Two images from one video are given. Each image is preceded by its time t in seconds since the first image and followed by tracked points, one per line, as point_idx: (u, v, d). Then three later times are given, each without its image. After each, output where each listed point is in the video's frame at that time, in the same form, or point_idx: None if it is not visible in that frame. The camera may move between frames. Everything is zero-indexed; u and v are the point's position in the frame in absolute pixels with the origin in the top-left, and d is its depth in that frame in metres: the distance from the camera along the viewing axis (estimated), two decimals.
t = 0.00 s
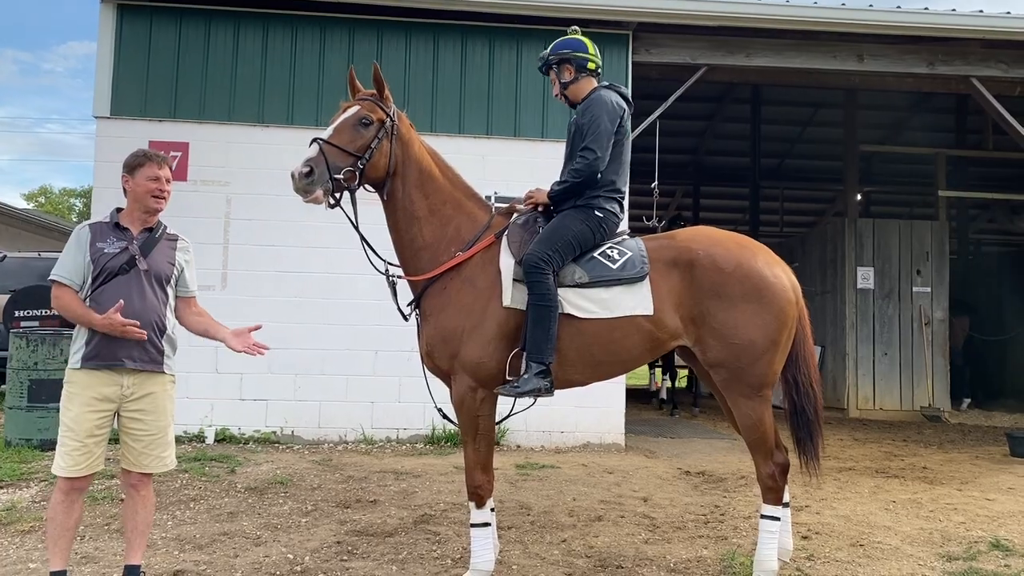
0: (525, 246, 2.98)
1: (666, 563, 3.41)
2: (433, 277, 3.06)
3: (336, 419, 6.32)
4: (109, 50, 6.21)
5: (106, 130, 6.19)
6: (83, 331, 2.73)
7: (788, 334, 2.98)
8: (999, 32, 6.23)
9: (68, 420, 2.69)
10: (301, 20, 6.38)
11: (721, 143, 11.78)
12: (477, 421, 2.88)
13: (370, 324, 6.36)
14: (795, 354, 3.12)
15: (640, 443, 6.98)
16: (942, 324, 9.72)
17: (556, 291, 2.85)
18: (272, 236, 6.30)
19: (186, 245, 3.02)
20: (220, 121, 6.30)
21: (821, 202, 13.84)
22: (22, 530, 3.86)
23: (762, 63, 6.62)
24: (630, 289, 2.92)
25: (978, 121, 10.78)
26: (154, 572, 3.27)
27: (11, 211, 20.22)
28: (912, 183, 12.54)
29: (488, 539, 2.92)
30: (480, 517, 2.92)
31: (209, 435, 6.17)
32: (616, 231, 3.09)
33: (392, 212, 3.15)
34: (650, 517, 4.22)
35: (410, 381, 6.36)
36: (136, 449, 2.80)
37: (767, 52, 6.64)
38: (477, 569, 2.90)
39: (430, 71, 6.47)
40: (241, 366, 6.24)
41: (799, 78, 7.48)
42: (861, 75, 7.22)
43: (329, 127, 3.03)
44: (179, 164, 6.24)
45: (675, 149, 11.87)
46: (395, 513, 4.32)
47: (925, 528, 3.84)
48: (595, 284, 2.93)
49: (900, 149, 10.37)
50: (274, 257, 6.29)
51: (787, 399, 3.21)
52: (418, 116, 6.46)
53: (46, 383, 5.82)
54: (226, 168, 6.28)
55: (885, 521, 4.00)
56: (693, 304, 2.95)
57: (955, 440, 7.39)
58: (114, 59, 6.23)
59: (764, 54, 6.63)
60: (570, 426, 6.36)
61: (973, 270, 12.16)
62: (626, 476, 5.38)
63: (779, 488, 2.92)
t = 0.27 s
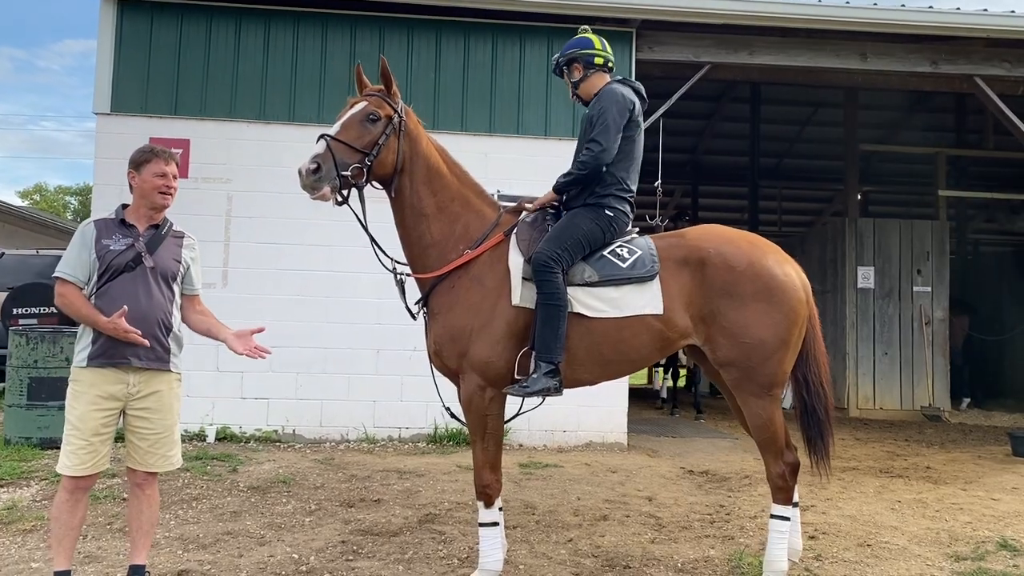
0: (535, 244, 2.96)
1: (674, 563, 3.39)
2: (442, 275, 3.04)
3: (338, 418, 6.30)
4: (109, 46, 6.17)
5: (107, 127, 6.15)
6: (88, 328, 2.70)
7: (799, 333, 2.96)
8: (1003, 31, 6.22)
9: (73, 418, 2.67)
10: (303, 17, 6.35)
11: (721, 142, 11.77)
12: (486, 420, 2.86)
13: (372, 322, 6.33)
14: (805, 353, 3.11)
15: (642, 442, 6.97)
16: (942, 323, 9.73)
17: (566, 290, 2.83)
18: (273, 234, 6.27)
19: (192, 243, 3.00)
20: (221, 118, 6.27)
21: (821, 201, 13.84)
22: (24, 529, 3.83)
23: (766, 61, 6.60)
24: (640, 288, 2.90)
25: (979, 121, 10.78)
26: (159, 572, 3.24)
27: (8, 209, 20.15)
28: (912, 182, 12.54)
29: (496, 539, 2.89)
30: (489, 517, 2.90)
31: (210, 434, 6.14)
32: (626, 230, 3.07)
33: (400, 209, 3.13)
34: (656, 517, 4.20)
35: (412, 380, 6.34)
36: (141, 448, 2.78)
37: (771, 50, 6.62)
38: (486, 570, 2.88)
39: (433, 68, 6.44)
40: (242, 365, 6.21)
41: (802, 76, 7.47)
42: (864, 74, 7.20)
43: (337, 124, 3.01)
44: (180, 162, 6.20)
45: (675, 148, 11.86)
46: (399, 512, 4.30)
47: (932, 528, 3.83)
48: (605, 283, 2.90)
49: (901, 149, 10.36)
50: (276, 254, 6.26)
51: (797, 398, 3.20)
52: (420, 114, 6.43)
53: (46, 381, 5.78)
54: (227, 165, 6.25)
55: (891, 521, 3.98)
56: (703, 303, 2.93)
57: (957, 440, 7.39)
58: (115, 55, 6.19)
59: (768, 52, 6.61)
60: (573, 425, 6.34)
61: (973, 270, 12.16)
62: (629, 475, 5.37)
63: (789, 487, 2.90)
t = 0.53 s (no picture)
0: (537, 242, 2.91)
1: (677, 565, 3.35)
2: (442, 273, 2.99)
3: (334, 417, 6.24)
4: (102, 41, 6.09)
5: (99, 123, 6.07)
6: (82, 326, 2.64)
7: (805, 332, 2.92)
8: (1003, 28, 6.19)
9: (66, 419, 2.60)
10: (298, 12, 6.28)
11: (718, 141, 11.74)
12: (487, 421, 2.81)
13: (369, 321, 6.27)
14: (811, 353, 3.07)
15: (640, 442, 6.93)
16: (939, 323, 9.73)
17: (567, 287, 2.78)
18: (269, 232, 6.20)
19: (188, 240, 2.93)
20: (216, 114, 6.19)
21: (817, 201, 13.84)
22: (15, 532, 3.76)
23: (765, 59, 6.57)
24: (643, 287, 2.85)
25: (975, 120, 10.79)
26: None
27: None
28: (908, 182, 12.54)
29: (498, 542, 2.84)
30: (490, 519, 2.85)
31: (204, 434, 6.07)
32: (629, 228, 3.02)
33: (400, 206, 3.08)
34: (657, 518, 4.16)
35: (408, 380, 6.28)
36: (136, 449, 2.72)
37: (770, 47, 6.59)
38: (487, 573, 2.83)
39: (430, 65, 6.38)
40: (237, 364, 6.14)
41: (800, 74, 7.44)
42: (863, 72, 7.18)
43: (336, 119, 2.95)
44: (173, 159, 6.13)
45: (672, 147, 11.83)
46: (397, 514, 4.24)
47: (936, 529, 3.79)
48: (607, 282, 2.86)
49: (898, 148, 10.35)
50: (271, 253, 6.19)
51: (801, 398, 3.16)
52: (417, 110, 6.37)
53: (37, 381, 5.70)
54: (222, 162, 6.17)
55: (894, 522, 3.95)
56: (708, 302, 2.89)
57: (956, 439, 7.38)
58: (107, 50, 6.11)
59: (767, 49, 6.58)
60: (571, 425, 6.30)
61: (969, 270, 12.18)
62: (629, 476, 5.32)
63: (795, 489, 2.86)
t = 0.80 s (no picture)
0: (536, 240, 2.85)
1: (678, 569, 3.30)
2: (439, 272, 2.92)
3: (326, 419, 6.16)
4: (91, 37, 5.99)
5: (88, 121, 5.97)
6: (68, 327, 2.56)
7: (808, 333, 2.87)
8: (1001, 26, 6.17)
9: (52, 423, 2.53)
10: (290, 9, 6.20)
11: (713, 141, 11.71)
12: (485, 424, 2.75)
13: (362, 321, 6.19)
14: (813, 354, 3.02)
15: (636, 443, 6.88)
16: (933, 322, 9.73)
17: (568, 286, 2.72)
18: (261, 231, 6.12)
19: (177, 239, 2.85)
20: (207, 112, 6.10)
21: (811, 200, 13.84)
22: None
23: (761, 57, 6.54)
24: (644, 286, 2.80)
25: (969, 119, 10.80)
26: None
27: None
28: (902, 182, 12.55)
29: (496, 547, 2.78)
30: (489, 524, 2.79)
31: (195, 436, 5.98)
32: (631, 226, 2.96)
33: (395, 204, 3.01)
34: (655, 521, 4.11)
35: (402, 381, 6.21)
36: (124, 453, 2.64)
37: (766, 45, 6.56)
38: None
39: (424, 62, 6.31)
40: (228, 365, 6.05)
41: (796, 72, 7.41)
42: (860, 70, 7.15)
43: (328, 115, 2.88)
44: (163, 157, 6.03)
45: (667, 147, 11.79)
46: (392, 517, 4.18)
47: (937, 531, 3.75)
48: (608, 281, 2.79)
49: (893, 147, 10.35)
50: (263, 252, 6.11)
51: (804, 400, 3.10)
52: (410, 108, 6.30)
53: (24, 383, 5.60)
54: (213, 160, 6.09)
55: (895, 523, 3.91)
56: (711, 301, 2.83)
57: (952, 439, 7.36)
58: (95, 47, 6.01)
59: (763, 47, 6.55)
60: (566, 426, 6.24)
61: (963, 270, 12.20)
62: (626, 478, 5.27)
63: (798, 492, 2.81)
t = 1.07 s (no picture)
0: (537, 243, 2.79)
1: None
2: (437, 276, 2.85)
3: (320, 423, 6.07)
4: (80, 36, 5.89)
5: (77, 121, 5.87)
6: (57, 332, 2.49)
7: (815, 337, 2.82)
8: (998, 26, 6.17)
9: (39, 432, 2.46)
10: (283, 7, 6.11)
11: (707, 142, 11.69)
12: (486, 431, 2.68)
13: (356, 323, 6.11)
14: (820, 359, 2.97)
15: (633, 446, 6.82)
16: (928, 323, 9.74)
17: (571, 289, 2.65)
18: (253, 232, 6.03)
19: (168, 240, 2.75)
20: (198, 112, 6.01)
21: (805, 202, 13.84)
22: None
23: (759, 57, 6.51)
24: (648, 290, 2.74)
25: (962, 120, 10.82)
26: None
27: None
28: (896, 183, 12.57)
29: (497, 557, 2.71)
30: (489, 534, 2.71)
31: (186, 441, 5.88)
32: (634, 227, 2.90)
33: (392, 205, 2.94)
34: (656, 527, 4.05)
35: (396, 385, 6.13)
36: (113, 463, 2.56)
37: (763, 45, 6.53)
38: None
39: (418, 62, 6.24)
40: (220, 368, 5.96)
41: (794, 72, 7.39)
42: (857, 70, 7.13)
43: (321, 115, 2.81)
44: (154, 157, 5.94)
45: (662, 148, 11.76)
46: (388, 525, 4.10)
47: (941, 537, 3.71)
48: (611, 284, 2.73)
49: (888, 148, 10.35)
50: (256, 254, 6.02)
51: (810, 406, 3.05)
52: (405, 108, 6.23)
53: (12, 388, 5.49)
54: (204, 161, 5.99)
55: (898, 529, 3.87)
56: (716, 306, 2.78)
57: (949, 441, 7.35)
58: (84, 46, 5.91)
59: (760, 47, 6.51)
60: (563, 430, 6.18)
61: (957, 271, 12.22)
62: (625, 482, 5.21)
63: (805, 500, 2.75)
